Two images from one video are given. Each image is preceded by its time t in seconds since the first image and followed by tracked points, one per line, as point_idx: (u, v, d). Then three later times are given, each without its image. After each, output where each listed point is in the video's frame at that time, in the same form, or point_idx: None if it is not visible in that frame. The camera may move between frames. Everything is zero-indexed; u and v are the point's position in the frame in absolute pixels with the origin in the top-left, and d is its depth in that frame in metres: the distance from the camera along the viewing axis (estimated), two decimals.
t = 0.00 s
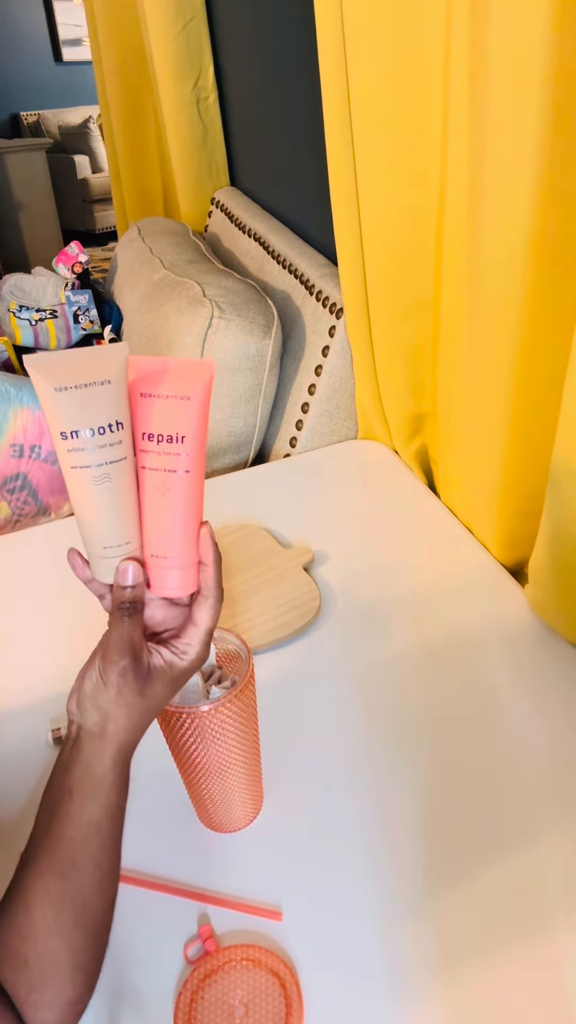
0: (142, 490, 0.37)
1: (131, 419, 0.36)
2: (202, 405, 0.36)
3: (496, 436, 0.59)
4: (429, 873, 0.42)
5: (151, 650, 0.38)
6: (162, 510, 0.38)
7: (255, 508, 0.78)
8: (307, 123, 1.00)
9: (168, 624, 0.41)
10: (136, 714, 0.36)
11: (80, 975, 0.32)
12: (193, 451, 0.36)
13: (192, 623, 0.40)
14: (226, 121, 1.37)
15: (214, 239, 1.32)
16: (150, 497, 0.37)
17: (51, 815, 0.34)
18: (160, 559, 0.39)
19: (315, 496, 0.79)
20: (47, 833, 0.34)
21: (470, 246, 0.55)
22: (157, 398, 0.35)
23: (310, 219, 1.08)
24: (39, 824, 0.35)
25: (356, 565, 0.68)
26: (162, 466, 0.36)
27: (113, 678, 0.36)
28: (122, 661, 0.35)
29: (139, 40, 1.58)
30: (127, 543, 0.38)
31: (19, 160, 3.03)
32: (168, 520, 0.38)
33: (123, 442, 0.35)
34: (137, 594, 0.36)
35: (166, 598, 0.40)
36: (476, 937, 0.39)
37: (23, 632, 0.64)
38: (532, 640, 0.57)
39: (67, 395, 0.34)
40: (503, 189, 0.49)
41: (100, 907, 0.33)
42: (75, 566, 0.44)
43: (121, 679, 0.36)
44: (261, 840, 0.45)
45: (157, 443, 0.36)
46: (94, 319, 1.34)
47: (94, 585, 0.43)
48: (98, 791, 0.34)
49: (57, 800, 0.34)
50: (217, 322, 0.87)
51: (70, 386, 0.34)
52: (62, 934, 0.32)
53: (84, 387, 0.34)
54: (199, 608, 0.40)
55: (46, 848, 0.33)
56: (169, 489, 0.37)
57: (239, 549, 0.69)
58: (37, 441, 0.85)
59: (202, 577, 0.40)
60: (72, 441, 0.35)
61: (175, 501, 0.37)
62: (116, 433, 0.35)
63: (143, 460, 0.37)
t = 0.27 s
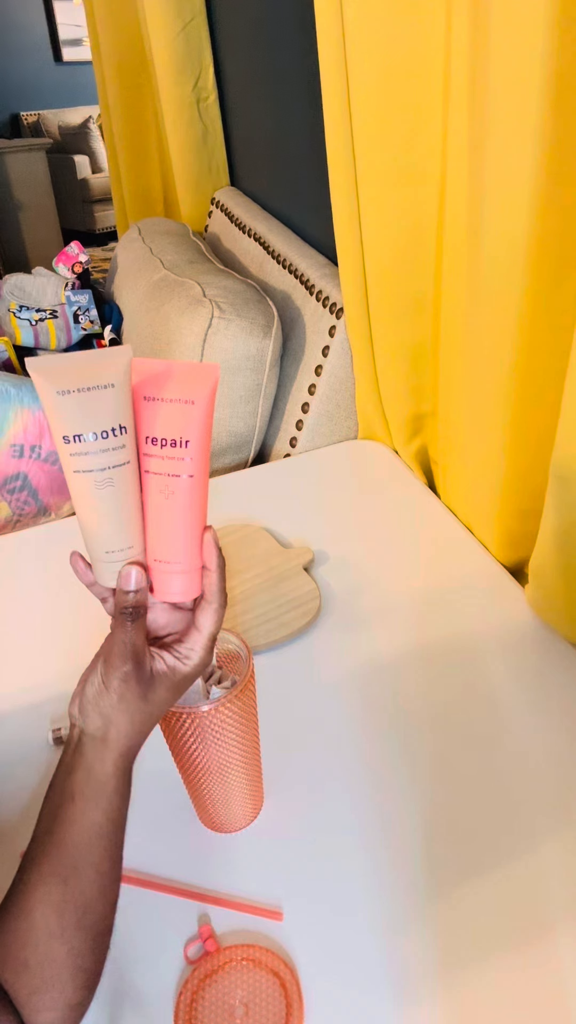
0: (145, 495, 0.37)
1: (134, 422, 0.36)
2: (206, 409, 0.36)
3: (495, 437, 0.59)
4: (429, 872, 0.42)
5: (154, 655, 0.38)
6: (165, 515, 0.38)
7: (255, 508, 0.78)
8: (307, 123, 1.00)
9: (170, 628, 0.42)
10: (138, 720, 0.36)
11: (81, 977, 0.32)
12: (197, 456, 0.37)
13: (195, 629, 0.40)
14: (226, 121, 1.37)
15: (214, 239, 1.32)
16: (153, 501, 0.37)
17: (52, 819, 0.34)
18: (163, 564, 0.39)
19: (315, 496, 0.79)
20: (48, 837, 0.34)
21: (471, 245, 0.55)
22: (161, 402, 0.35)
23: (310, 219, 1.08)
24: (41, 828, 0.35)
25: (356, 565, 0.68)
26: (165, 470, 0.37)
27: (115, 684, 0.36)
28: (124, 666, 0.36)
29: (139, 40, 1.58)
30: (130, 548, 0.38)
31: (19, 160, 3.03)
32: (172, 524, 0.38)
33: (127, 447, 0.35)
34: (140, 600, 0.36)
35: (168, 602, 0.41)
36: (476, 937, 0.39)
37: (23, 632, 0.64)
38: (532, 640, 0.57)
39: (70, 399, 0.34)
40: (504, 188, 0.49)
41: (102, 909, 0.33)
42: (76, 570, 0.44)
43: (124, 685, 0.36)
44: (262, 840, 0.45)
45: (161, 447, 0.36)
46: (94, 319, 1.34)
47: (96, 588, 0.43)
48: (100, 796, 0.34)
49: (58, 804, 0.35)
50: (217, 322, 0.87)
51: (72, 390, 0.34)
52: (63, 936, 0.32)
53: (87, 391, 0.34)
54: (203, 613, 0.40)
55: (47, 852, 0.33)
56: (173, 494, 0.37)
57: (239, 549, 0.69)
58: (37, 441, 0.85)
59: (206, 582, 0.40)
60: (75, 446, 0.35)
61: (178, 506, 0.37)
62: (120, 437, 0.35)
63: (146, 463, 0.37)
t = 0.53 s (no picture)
0: (153, 498, 0.37)
1: (143, 425, 0.36)
2: (216, 412, 0.36)
3: (494, 436, 0.59)
4: (430, 873, 0.42)
5: (159, 659, 0.39)
6: (173, 518, 0.37)
7: (255, 508, 0.78)
8: (307, 122, 1.00)
9: (177, 631, 0.42)
10: (143, 724, 0.36)
11: (82, 978, 0.32)
12: (206, 459, 0.36)
13: (202, 632, 0.40)
14: (226, 120, 1.37)
15: (214, 239, 1.32)
16: (161, 504, 0.37)
17: (55, 821, 0.34)
18: (171, 568, 0.39)
19: (315, 496, 0.79)
20: (51, 839, 0.34)
21: (471, 245, 0.55)
22: (170, 405, 0.35)
23: (310, 219, 1.08)
24: (44, 830, 0.35)
25: (356, 565, 0.68)
26: (174, 473, 0.37)
27: (121, 686, 0.36)
28: (130, 669, 0.36)
29: (139, 40, 1.58)
30: (137, 551, 0.38)
31: (20, 160, 3.03)
32: (180, 528, 0.38)
33: (135, 449, 0.35)
34: (146, 603, 0.36)
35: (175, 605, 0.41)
36: (477, 937, 0.39)
37: (23, 632, 0.64)
38: (532, 640, 0.57)
39: (78, 402, 0.34)
40: (504, 188, 0.49)
41: (104, 912, 0.33)
42: (84, 571, 0.44)
43: (129, 688, 0.36)
44: (262, 840, 0.45)
45: (170, 450, 0.36)
46: (94, 319, 1.34)
47: (103, 590, 0.43)
48: (103, 799, 0.34)
49: (62, 806, 0.34)
50: (217, 322, 0.87)
51: (80, 393, 0.34)
52: (65, 939, 0.32)
53: (95, 394, 0.34)
54: (209, 617, 0.40)
55: (50, 854, 0.33)
56: (181, 497, 0.37)
57: (239, 549, 0.69)
58: (37, 441, 0.85)
59: (212, 585, 0.40)
60: (83, 448, 0.35)
61: (186, 509, 0.37)
62: (128, 440, 0.35)
63: (155, 466, 0.37)
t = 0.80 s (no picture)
0: (149, 497, 0.37)
1: (138, 424, 0.36)
2: (211, 411, 0.36)
3: (495, 436, 0.59)
4: (430, 873, 0.42)
5: (156, 658, 0.39)
6: (169, 517, 0.37)
7: (255, 508, 0.78)
8: (307, 122, 1.00)
9: (174, 630, 0.42)
10: (140, 723, 0.36)
11: (82, 978, 0.32)
12: (202, 458, 0.36)
13: (198, 631, 0.40)
14: (226, 120, 1.37)
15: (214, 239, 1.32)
16: (157, 503, 0.37)
17: (54, 821, 0.34)
18: (167, 567, 0.39)
19: (315, 496, 0.79)
20: (50, 839, 0.34)
21: (470, 245, 0.55)
22: (165, 403, 0.35)
23: (310, 219, 1.08)
24: (42, 830, 0.35)
25: (356, 565, 0.68)
26: (169, 472, 0.36)
27: (118, 686, 0.36)
28: (127, 669, 0.36)
29: (138, 39, 1.58)
30: (133, 550, 0.38)
31: (20, 160, 3.03)
32: (176, 527, 0.38)
33: (130, 448, 0.35)
34: (143, 601, 0.37)
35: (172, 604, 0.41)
36: (477, 937, 0.39)
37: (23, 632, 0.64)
38: (532, 640, 0.57)
39: (73, 400, 0.34)
40: (505, 188, 0.49)
41: (103, 911, 0.33)
42: (80, 571, 0.44)
43: (126, 688, 0.36)
44: (262, 840, 0.45)
45: (165, 449, 0.36)
46: (94, 319, 1.34)
47: (100, 589, 0.43)
48: (102, 798, 0.34)
49: (60, 806, 0.34)
50: (217, 322, 0.87)
51: (75, 391, 0.34)
52: (65, 939, 0.32)
53: (90, 392, 0.34)
54: (205, 616, 0.40)
55: (48, 854, 0.33)
56: (176, 496, 0.37)
57: (239, 549, 0.69)
58: (37, 441, 0.85)
59: (209, 584, 0.40)
60: (78, 447, 0.35)
61: (182, 508, 0.37)
62: (124, 439, 0.35)
63: (150, 465, 0.37)
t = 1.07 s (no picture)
0: (150, 496, 0.37)
1: (139, 423, 0.36)
2: (212, 410, 0.36)
3: (495, 436, 0.59)
4: (430, 873, 0.42)
5: (157, 657, 0.39)
6: (170, 516, 0.37)
7: (255, 508, 0.78)
8: (307, 122, 1.00)
9: (175, 629, 0.42)
10: (141, 722, 0.36)
11: (82, 977, 0.32)
12: (202, 457, 0.36)
13: (199, 631, 0.40)
14: (226, 120, 1.37)
15: (214, 239, 1.32)
16: (158, 502, 0.37)
17: (54, 820, 0.34)
18: (168, 566, 0.39)
19: (316, 495, 0.79)
20: (50, 838, 0.34)
21: (470, 245, 0.55)
22: (166, 402, 0.35)
23: (310, 219, 1.08)
24: (42, 829, 0.35)
25: (356, 565, 0.68)
26: (170, 471, 0.36)
27: (118, 685, 0.36)
28: (128, 668, 0.36)
29: (138, 39, 1.58)
30: (134, 549, 0.38)
31: (20, 160, 3.03)
32: (177, 526, 0.38)
33: (131, 447, 0.35)
34: (144, 600, 0.37)
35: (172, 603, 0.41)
36: (478, 938, 0.39)
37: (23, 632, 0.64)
38: (532, 640, 0.57)
39: (74, 399, 0.34)
40: (505, 187, 0.49)
41: (103, 911, 0.33)
42: (81, 570, 0.44)
43: (127, 687, 0.36)
44: (262, 839, 0.45)
45: (166, 448, 0.36)
46: (94, 318, 1.34)
47: (101, 589, 0.43)
48: (101, 798, 0.34)
49: (60, 805, 0.35)
50: (217, 322, 0.87)
51: (76, 391, 0.34)
52: (64, 938, 0.32)
53: (91, 392, 0.34)
54: (206, 615, 0.40)
55: (49, 853, 0.33)
56: (177, 495, 0.37)
57: (240, 549, 0.69)
58: (37, 441, 0.85)
59: (210, 583, 0.40)
60: (80, 446, 0.35)
61: (183, 507, 0.37)
62: (125, 438, 0.35)
63: (151, 464, 0.37)
